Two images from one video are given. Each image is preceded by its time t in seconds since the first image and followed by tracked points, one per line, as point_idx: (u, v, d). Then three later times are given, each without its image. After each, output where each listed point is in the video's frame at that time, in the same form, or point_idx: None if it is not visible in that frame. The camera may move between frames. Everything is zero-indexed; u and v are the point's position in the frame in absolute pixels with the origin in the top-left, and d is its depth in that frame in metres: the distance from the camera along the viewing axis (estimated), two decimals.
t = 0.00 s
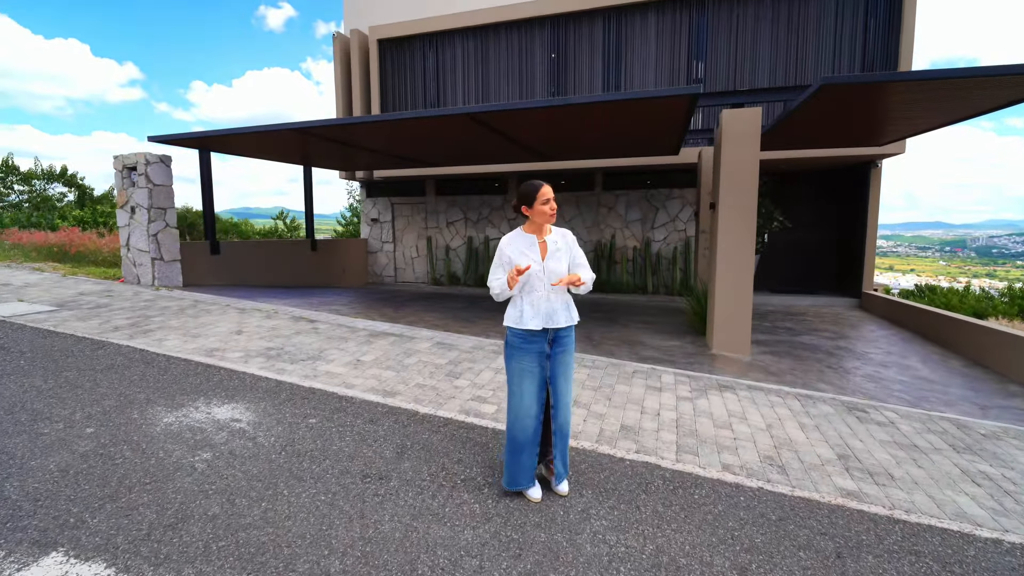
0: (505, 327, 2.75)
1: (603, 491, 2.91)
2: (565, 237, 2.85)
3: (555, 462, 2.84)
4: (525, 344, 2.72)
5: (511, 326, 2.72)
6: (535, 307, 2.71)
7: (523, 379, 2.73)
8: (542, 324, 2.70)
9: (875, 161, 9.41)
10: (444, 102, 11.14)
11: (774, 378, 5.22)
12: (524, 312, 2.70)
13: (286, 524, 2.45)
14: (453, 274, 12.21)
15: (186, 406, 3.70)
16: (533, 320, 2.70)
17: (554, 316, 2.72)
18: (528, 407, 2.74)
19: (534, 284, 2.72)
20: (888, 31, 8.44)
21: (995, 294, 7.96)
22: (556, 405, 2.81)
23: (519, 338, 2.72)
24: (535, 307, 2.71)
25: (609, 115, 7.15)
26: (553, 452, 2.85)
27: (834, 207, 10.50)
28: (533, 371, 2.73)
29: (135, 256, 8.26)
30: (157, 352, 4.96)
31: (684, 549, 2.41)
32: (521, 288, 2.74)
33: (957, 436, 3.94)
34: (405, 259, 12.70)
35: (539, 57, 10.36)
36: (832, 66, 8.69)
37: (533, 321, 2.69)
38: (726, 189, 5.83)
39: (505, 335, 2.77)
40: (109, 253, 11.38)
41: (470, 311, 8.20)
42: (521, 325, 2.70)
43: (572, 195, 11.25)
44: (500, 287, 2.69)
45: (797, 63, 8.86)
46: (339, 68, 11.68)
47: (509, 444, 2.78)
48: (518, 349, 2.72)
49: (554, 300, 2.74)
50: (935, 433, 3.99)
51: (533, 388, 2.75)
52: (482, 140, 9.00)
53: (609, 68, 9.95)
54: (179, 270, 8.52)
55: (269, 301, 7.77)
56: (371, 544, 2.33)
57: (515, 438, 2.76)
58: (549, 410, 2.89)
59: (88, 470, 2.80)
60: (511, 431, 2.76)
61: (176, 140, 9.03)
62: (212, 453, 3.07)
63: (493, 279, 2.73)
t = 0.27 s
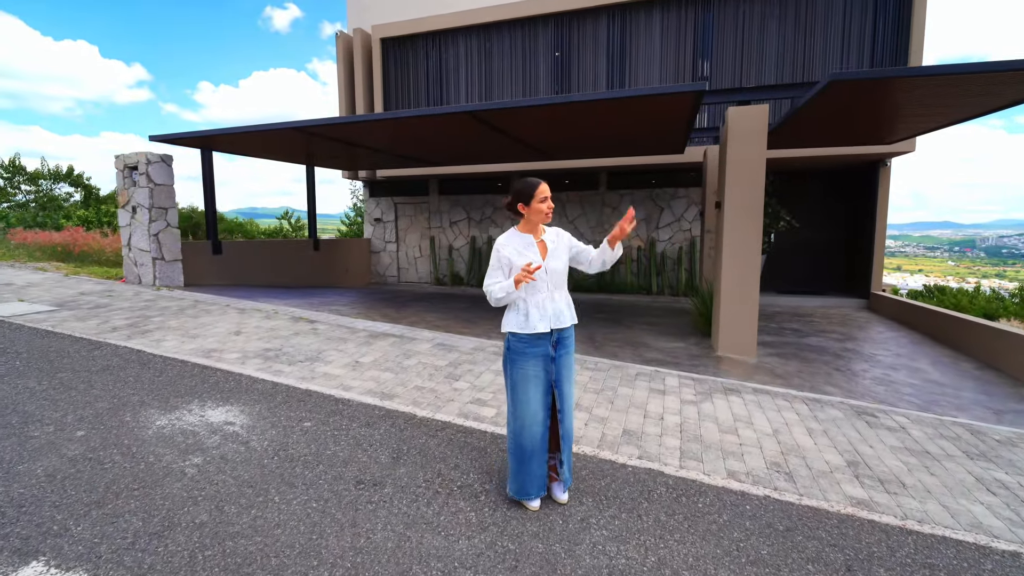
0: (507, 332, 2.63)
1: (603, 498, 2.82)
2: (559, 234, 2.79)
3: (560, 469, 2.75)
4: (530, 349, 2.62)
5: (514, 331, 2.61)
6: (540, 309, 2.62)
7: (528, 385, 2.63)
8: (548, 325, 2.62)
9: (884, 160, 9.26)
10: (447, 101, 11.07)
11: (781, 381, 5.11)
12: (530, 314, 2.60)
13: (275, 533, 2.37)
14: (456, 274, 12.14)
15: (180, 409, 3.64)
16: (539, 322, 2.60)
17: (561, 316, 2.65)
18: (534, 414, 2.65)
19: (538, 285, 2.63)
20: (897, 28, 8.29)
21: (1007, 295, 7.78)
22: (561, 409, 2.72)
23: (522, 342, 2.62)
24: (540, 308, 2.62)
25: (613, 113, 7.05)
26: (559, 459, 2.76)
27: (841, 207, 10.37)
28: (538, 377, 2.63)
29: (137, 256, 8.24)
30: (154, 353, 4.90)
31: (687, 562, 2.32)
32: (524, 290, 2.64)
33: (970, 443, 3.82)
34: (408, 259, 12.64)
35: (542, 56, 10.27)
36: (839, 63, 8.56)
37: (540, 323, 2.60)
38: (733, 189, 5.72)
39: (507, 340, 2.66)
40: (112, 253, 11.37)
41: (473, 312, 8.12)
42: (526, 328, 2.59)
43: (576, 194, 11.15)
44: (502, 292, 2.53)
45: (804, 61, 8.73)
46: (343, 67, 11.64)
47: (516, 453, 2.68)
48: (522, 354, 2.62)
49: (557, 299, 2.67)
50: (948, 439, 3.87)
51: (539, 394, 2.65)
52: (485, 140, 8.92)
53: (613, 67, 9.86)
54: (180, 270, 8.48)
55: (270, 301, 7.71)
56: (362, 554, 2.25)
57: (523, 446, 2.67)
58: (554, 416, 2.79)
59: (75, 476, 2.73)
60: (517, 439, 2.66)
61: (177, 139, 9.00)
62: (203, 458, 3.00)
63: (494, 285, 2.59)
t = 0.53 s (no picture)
0: (507, 335, 2.52)
1: (604, 509, 2.71)
2: (558, 230, 2.68)
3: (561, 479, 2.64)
4: (529, 355, 2.51)
5: (513, 334, 2.50)
6: (543, 309, 2.51)
7: (527, 393, 2.52)
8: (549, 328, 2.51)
9: (893, 160, 9.10)
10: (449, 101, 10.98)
11: (788, 385, 4.98)
12: (533, 314, 2.49)
13: (260, 545, 2.28)
14: (458, 274, 12.04)
15: (171, 413, 3.55)
16: (542, 322, 2.49)
17: (564, 314, 2.55)
18: (534, 422, 2.54)
19: (540, 284, 2.53)
20: (907, 25, 8.14)
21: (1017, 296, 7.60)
22: (562, 417, 2.61)
23: (521, 347, 2.51)
24: (544, 307, 2.51)
25: (616, 112, 6.94)
26: (560, 469, 2.65)
27: (850, 208, 10.24)
28: (538, 383, 2.53)
29: (136, 256, 8.18)
30: (148, 355, 4.83)
31: None
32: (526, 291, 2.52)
33: (986, 451, 3.68)
34: (410, 260, 12.55)
35: (546, 55, 10.17)
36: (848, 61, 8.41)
37: (543, 323, 2.49)
38: (739, 189, 5.60)
39: (505, 345, 2.55)
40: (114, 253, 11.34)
41: (474, 313, 8.02)
42: (528, 330, 2.48)
43: (579, 195, 11.04)
44: (503, 293, 2.41)
45: (811, 58, 8.58)
46: (345, 66, 11.57)
47: (514, 464, 2.57)
48: (521, 360, 2.51)
49: (560, 298, 2.57)
50: (961, 446, 3.74)
51: (539, 401, 2.54)
52: (487, 139, 8.82)
53: (617, 66, 9.74)
54: (180, 270, 8.42)
55: (269, 302, 7.64)
56: (349, 569, 2.15)
57: (522, 457, 2.56)
58: (554, 423, 2.68)
59: (58, 484, 2.65)
60: (516, 449, 2.55)
61: (178, 139, 8.94)
62: (191, 465, 2.91)
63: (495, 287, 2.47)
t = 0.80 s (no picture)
0: (500, 340, 2.44)
1: (604, 520, 2.62)
2: (557, 231, 2.57)
3: (557, 489, 2.55)
4: (523, 360, 2.42)
5: (507, 339, 2.41)
6: (536, 314, 2.42)
7: (521, 400, 2.43)
8: (544, 332, 2.42)
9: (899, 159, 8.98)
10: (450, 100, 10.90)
11: (794, 388, 4.88)
12: (526, 319, 2.40)
13: (246, 558, 2.19)
14: (460, 275, 11.96)
15: (161, 417, 3.47)
16: (535, 327, 2.41)
17: (559, 319, 2.46)
18: (527, 431, 2.45)
19: (533, 288, 2.44)
20: (913, 22, 8.02)
21: None
22: (557, 426, 2.51)
23: (515, 353, 2.43)
24: (537, 312, 2.42)
25: (618, 110, 6.84)
26: (555, 479, 2.55)
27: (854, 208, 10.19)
28: (532, 390, 2.44)
29: (134, 256, 8.12)
30: (142, 357, 4.75)
31: None
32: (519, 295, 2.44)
33: (998, 458, 3.58)
34: (411, 260, 12.48)
35: (548, 53, 10.07)
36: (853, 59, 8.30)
37: (536, 328, 2.40)
38: (743, 188, 5.50)
39: (499, 350, 2.47)
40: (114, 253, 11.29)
41: (475, 314, 7.93)
42: (521, 335, 2.40)
43: (581, 194, 10.94)
44: (495, 297, 2.35)
45: (816, 56, 8.48)
46: (346, 65, 11.50)
47: (507, 473, 2.49)
48: (515, 366, 2.42)
49: (555, 301, 2.47)
50: (973, 453, 3.63)
51: (533, 409, 2.45)
52: (487, 138, 8.73)
53: (620, 64, 9.64)
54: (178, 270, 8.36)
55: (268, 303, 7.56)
56: None
57: (515, 466, 2.48)
58: (550, 432, 2.59)
59: (40, 493, 2.56)
60: (509, 458, 2.47)
61: (176, 138, 8.88)
62: (179, 472, 2.83)
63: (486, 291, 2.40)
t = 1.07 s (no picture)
0: (495, 342, 2.38)
1: (604, 527, 2.55)
2: (559, 231, 2.50)
3: (552, 496, 2.48)
4: (517, 363, 2.35)
5: (502, 341, 2.35)
6: (531, 317, 2.35)
7: (515, 404, 2.37)
8: (540, 335, 2.35)
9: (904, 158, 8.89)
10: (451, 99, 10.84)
11: (798, 390, 4.80)
12: (519, 323, 2.34)
13: (236, 567, 2.13)
14: (460, 275, 11.90)
15: (154, 421, 3.41)
16: (530, 331, 2.34)
17: (555, 323, 2.39)
18: (520, 436, 2.39)
19: (529, 290, 2.37)
20: (918, 20, 7.94)
21: None
22: (552, 432, 2.44)
23: (509, 355, 2.36)
24: (531, 315, 2.36)
25: (620, 109, 6.77)
26: (549, 486, 2.48)
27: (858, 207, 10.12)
28: (526, 395, 2.37)
29: (132, 256, 8.07)
30: (138, 358, 4.69)
31: None
32: (514, 297, 2.38)
33: (1008, 462, 3.49)
34: (412, 260, 12.42)
35: (549, 52, 10.00)
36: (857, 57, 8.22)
37: (530, 331, 2.34)
38: (746, 187, 5.42)
39: (494, 352, 2.41)
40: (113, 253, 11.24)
41: (475, 315, 7.86)
42: (514, 338, 2.34)
43: (583, 194, 10.87)
44: (488, 299, 2.29)
45: (819, 54, 8.40)
46: (346, 64, 11.44)
47: (500, 478, 2.43)
48: (508, 368, 2.36)
49: (552, 304, 2.40)
50: (982, 457, 3.55)
51: (527, 414, 2.38)
52: (488, 137, 8.66)
53: (621, 63, 9.56)
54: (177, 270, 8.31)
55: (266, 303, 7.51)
56: None
57: (507, 472, 2.41)
58: (544, 438, 2.52)
59: (26, 499, 2.50)
60: (501, 463, 2.41)
61: (175, 137, 8.82)
62: (169, 478, 2.76)
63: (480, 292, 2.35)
